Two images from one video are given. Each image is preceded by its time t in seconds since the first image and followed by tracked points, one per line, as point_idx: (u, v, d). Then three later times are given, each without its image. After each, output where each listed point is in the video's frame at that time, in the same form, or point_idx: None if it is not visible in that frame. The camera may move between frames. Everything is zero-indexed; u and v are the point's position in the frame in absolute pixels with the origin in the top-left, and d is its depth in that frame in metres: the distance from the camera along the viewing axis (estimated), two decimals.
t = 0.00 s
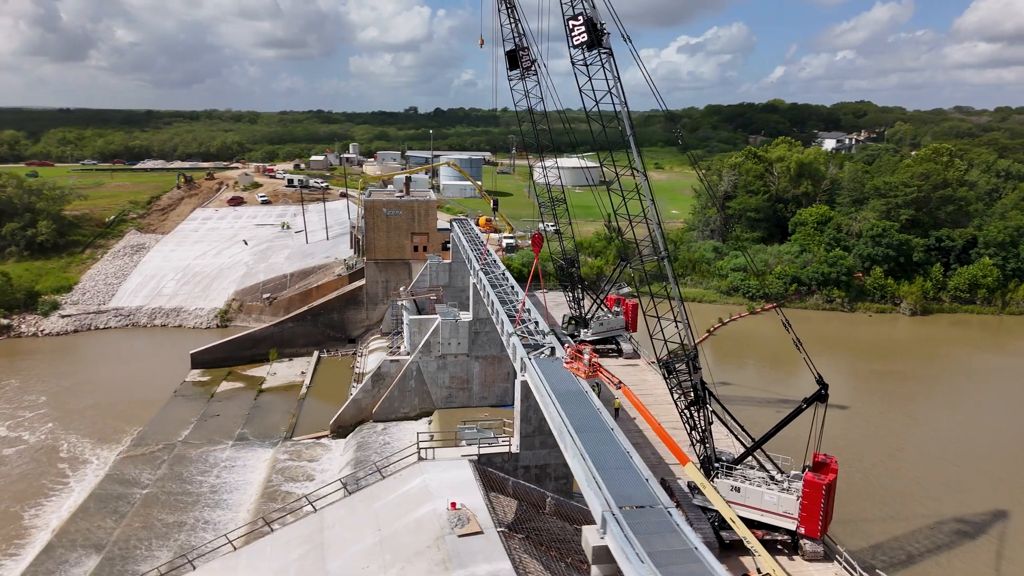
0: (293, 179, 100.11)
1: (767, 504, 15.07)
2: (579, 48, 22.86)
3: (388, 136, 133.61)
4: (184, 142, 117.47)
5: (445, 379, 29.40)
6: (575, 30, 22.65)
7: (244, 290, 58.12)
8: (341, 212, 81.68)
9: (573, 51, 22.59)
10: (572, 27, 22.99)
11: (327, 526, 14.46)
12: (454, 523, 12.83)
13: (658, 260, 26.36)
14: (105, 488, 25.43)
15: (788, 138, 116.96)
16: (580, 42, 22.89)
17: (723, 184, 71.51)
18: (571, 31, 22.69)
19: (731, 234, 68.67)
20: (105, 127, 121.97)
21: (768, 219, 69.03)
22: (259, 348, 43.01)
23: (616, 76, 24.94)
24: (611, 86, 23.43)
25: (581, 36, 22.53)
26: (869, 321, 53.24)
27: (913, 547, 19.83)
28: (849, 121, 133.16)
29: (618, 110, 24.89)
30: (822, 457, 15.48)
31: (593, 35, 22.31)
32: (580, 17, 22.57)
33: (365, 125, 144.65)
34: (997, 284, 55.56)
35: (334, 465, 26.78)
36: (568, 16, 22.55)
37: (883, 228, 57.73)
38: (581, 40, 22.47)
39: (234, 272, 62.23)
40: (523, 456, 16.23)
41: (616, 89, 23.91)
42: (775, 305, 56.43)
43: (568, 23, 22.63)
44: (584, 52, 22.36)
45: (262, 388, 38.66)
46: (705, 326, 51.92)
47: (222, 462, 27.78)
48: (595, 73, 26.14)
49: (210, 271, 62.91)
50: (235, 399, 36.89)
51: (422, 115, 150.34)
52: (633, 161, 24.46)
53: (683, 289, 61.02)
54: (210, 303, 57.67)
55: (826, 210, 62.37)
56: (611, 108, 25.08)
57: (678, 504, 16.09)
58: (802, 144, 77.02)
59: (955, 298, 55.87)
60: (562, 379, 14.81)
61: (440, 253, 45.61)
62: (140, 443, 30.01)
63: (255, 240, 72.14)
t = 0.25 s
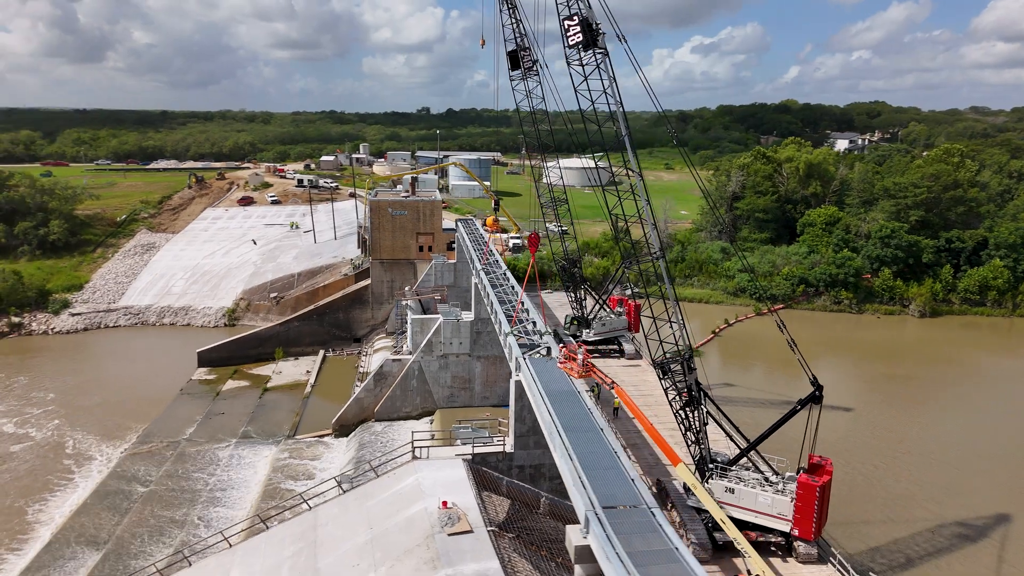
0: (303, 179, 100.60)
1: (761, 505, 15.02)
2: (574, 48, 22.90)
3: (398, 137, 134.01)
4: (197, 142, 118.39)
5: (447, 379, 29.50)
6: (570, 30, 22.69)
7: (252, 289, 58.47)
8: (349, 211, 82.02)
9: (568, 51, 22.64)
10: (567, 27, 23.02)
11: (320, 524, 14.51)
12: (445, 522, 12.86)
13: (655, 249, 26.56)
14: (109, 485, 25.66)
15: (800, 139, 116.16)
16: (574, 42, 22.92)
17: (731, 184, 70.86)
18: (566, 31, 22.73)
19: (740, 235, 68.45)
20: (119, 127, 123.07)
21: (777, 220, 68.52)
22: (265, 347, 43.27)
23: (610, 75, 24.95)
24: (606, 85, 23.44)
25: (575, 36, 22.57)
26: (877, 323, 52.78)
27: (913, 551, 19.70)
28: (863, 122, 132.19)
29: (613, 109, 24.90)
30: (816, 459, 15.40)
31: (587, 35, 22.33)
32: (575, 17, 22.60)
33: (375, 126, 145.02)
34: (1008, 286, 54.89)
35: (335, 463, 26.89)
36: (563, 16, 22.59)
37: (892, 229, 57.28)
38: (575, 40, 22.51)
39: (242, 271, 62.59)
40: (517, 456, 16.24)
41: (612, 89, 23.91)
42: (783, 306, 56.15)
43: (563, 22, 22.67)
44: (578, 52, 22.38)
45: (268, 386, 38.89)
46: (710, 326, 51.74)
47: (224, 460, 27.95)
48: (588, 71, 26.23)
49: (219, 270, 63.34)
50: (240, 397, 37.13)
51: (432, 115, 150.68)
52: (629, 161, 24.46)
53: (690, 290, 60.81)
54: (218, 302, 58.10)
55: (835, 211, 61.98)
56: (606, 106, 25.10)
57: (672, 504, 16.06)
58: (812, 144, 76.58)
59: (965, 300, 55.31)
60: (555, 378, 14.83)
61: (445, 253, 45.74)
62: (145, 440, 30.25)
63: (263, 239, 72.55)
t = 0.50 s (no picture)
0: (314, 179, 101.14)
1: (754, 507, 14.96)
2: (569, 48, 22.98)
3: (410, 138, 134.43)
4: (212, 143, 119.43)
5: (449, 379, 29.58)
6: (565, 30, 22.77)
7: (261, 289, 58.86)
8: (359, 212, 82.37)
9: (564, 52, 22.73)
10: (563, 27, 23.10)
11: (312, 522, 14.59)
12: (434, 521, 12.92)
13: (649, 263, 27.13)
14: (114, 482, 25.93)
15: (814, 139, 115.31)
16: (569, 42, 23.00)
17: (741, 185, 69.99)
18: (561, 31, 22.81)
19: (749, 236, 68.10)
20: (134, 128, 124.34)
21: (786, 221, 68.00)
22: (272, 346, 43.56)
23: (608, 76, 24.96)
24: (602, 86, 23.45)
25: (570, 36, 22.65)
26: (887, 325, 52.30)
27: (911, 555, 19.55)
28: (878, 123, 131.03)
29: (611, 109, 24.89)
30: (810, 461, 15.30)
31: (582, 35, 22.39)
32: (570, 18, 22.66)
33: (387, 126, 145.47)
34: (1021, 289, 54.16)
35: (337, 462, 27.01)
36: (558, 17, 22.68)
37: (902, 230, 56.73)
38: (570, 40, 22.59)
39: (252, 271, 62.97)
40: (511, 456, 16.27)
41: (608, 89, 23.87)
42: (791, 308, 55.81)
43: (558, 23, 22.76)
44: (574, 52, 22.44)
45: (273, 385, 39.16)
46: (717, 328, 51.52)
47: (227, 458, 28.14)
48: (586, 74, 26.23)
49: (229, 270, 63.81)
50: (246, 396, 37.41)
51: (444, 116, 151.01)
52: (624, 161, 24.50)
53: (698, 291, 60.54)
54: (227, 302, 58.56)
55: (845, 212, 61.55)
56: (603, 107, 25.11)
57: (666, 506, 16.03)
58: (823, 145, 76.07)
59: (977, 303, 54.66)
60: (547, 379, 14.87)
61: (451, 253, 45.85)
62: (151, 437, 30.55)
63: (273, 239, 73.02)
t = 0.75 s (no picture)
0: (324, 179, 101.60)
1: (748, 509, 14.94)
2: (564, 48, 23.08)
3: (420, 138, 134.66)
4: (224, 143, 120.26)
5: (451, 378, 29.67)
6: (560, 31, 22.86)
7: (268, 288, 59.20)
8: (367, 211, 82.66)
9: (559, 51, 22.81)
10: (558, 28, 23.19)
11: (306, 520, 14.65)
12: (425, 520, 12.97)
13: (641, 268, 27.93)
14: (118, 479, 26.15)
15: (826, 140, 114.50)
16: (564, 42, 23.09)
17: (749, 185, 68.84)
18: (556, 31, 22.89)
19: (757, 237, 67.80)
20: (147, 129, 125.40)
21: (794, 222, 67.43)
22: (278, 345, 43.82)
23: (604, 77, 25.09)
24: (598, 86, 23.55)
25: (565, 36, 22.74)
26: (895, 327, 51.89)
27: (910, 559, 19.45)
28: (892, 123, 130.10)
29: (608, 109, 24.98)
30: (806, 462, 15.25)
31: (578, 35, 22.45)
32: (565, 18, 22.74)
33: (398, 127, 145.85)
34: None
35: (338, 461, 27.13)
36: (553, 16, 22.75)
37: (911, 232, 56.20)
38: (565, 41, 22.68)
39: (260, 270, 63.31)
40: (506, 455, 16.30)
41: (603, 89, 24.02)
42: (798, 309, 55.50)
43: (553, 23, 22.86)
44: (570, 52, 22.49)
45: (279, 383, 39.40)
46: (723, 329, 51.33)
47: (230, 456, 28.33)
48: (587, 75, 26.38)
49: (237, 269, 64.19)
50: (251, 394, 37.67)
51: (454, 117, 151.25)
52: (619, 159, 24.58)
53: (704, 292, 60.31)
54: (235, 301, 58.97)
55: (854, 213, 61.18)
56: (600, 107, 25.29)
57: (660, 506, 16.11)
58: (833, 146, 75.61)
59: (988, 304, 54.07)
60: (540, 379, 14.91)
61: (456, 253, 45.95)
62: (155, 435, 30.79)
63: (282, 238, 73.39)
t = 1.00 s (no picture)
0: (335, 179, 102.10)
1: (741, 510, 14.89)
2: (560, 48, 23.14)
3: (431, 138, 135.01)
4: (238, 143, 121.22)
5: (453, 378, 29.80)
6: (556, 31, 22.92)
7: (277, 287, 59.60)
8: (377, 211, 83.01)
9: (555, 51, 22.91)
10: (554, 28, 23.26)
11: (299, 517, 14.73)
12: (414, 518, 13.02)
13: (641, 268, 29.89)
14: (123, 475, 26.43)
15: (840, 140, 113.62)
16: (561, 42, 23.15)
17: (759, 186, 68.60)
18: (552, 31, 22.96)
19: (767, 238, 67.39)
20: (161, 129, 126.54)
21: (803, 223, 66.87)
22: (285, 344, 44.10)
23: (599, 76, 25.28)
24: (593, 86, 23.72)
25: (561, 36, 22.80)
26: (905, 329, 51.43)
27: (907, 563, 19.35)
28: (907, 125, 128.90)
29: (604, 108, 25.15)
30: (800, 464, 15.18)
31: (574, 34, 22.50)
32: (561, 18, 22.78)
33: (410, 127, 146.28)
34: None
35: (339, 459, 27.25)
36: (549, 17, 22.85)
37: (922, 233, 55.64)
38: (561, 41, 22.74)
39: (269, 269, 63.74)
40: (499, 455, 16.32)
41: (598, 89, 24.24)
42: (807, 311, 55.14)
43: (549, 23, 22.93)
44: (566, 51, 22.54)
45: (285, 382, 39.67)
46: (731, 330, 51.13)
47: (234, 453, 28.53)
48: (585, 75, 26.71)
49: (247, 268, 64.65)
50: (258, 392, 37.96)
51: (466, 117, 151.52)
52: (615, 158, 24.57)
53: (712, 293, 60.04)
54: (244, 300, 59.43)
55: (864, 214, 60.74)
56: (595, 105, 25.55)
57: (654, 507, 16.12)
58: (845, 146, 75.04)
59: (1000, 307, 53.41)
60: (532, 378, 14.95)
61: (463, 253, 46.05)
62: (161, 432, 31.07)
63: (292, 238, 73.83)
